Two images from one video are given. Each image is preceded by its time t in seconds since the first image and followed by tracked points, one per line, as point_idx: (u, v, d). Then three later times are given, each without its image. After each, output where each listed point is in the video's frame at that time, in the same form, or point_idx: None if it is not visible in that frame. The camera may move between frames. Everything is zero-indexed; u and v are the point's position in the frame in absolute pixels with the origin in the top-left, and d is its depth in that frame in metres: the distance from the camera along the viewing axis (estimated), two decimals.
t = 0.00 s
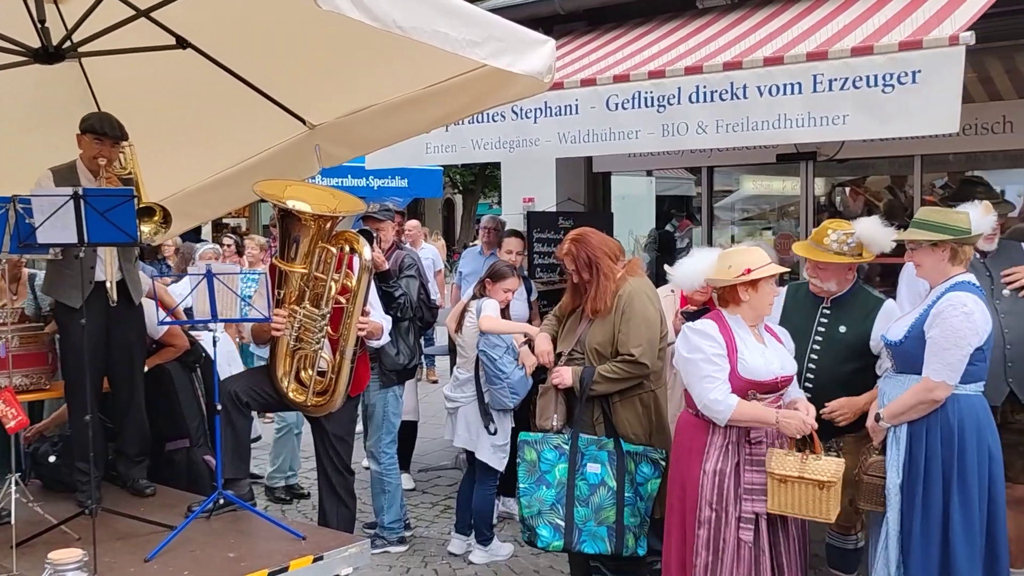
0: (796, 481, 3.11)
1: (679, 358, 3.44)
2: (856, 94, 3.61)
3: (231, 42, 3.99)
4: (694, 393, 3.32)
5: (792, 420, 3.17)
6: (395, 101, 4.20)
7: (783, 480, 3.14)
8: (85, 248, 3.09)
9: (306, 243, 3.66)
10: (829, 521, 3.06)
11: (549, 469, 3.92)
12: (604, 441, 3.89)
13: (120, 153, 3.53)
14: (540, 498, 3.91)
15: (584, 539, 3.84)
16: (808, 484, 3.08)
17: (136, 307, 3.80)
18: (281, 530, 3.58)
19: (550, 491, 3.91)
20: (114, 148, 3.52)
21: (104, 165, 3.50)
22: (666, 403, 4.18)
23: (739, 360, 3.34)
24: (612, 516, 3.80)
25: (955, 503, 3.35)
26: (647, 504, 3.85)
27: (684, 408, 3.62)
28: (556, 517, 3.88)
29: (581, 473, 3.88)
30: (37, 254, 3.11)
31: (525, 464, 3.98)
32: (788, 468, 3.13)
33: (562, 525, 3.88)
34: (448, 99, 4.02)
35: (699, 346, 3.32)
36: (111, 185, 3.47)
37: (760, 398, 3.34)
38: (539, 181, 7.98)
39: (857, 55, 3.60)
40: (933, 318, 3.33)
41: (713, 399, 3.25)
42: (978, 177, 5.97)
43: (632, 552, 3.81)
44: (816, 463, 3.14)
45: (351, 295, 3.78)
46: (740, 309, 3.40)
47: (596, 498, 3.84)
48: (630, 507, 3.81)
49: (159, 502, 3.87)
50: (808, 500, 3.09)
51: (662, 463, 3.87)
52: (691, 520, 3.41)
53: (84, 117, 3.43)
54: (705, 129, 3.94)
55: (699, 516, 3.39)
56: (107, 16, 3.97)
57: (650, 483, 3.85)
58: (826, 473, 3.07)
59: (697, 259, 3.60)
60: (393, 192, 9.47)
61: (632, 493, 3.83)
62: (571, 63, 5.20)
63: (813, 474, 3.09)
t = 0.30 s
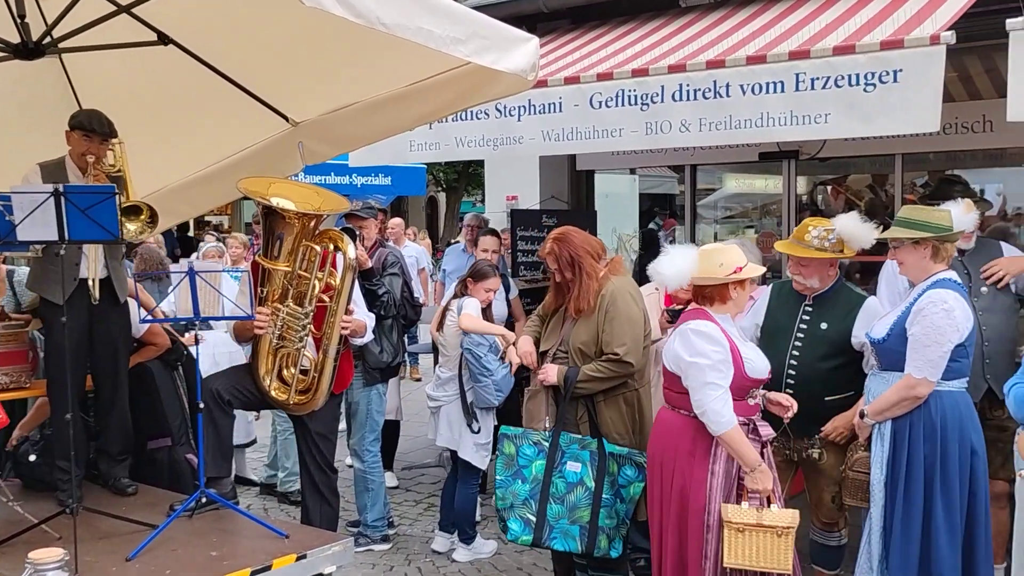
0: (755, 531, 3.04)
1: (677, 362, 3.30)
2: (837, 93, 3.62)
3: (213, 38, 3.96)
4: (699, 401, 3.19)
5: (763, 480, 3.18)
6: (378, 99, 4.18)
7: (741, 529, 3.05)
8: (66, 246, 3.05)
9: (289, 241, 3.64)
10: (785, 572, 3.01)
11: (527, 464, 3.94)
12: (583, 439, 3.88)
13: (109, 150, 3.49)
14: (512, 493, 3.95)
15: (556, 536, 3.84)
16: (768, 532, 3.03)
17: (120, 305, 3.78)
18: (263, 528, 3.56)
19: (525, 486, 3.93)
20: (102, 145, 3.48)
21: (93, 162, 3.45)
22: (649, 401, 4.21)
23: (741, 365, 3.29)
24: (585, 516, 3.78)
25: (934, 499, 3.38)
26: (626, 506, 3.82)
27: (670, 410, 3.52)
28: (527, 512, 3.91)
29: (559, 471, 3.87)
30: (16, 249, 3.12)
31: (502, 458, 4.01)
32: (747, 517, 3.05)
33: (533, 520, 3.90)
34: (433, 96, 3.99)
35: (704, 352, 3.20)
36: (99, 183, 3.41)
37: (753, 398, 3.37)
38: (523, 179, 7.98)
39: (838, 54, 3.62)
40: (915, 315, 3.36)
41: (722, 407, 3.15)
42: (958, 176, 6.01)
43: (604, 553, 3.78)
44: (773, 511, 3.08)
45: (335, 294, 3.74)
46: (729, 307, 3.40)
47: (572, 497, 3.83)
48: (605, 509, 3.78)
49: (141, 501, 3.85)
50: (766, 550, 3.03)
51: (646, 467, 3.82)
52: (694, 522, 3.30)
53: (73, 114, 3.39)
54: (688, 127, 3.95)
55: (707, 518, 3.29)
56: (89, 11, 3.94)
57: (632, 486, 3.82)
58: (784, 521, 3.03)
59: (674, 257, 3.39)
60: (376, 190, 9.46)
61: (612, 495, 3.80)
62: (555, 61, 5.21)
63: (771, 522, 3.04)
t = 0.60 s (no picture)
0: (729, 543, 3.06)
1: (686, 357, 3.28)
2: (830, 91, 3.63)
3: (202, 33, 3.94)
4: (708, 396, 3.20)
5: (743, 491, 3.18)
6: (371, 95, 4.21)
7: (716, 540, 3.06)
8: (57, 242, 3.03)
9: (281, 236, 3.63)
10: None
11: (514, 459, 3.95)
12: (569, 435, 3.88)
13: (106, 146, 3.48)
14: (499, 487, 3.95)
15: (543, 531, 3.84)
16: (740, 546, 3.06)
17: (115, 301, 3.77)
18: (256, 525, 3.56)
19: (512, 480, 3.94)
20: (100, 142, 3.47)
21: (90, 158, 3.43)
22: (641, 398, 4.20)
23: (746, 362, 3.35)
24: (571, 511, 3.79)
25: (931, 495, 3.41)
26: (617, 501, 3.82)
27: (666, 407, 3.50)
28: (514, 506, 3.91)
29: (547, 466, 3.88)
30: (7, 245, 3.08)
31: (490, 453, 3.99)
32: (722, 529, 3.07)
33: (520, 514, 3.90)
34: (426, 93, 4.00)
35: (721, 348, 3.19)
36: (96, 178, 3.39)
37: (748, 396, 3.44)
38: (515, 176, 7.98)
39: (830, 52, 3.62)
40: (905, 311, 3.37)
41: (729, 405, 3.19)
42: (949, 174, 6.03)
43: (593, 548, 3.78)
44: (746, 525, 3.12)
45: (326, 290, 3.74)
46: (727, 303, 3.43)
47: (560, 491, 3.83)
48: (593, 504, 3.78)
49: (132, 499, 3.83)
50: (734, 561, 3.07)
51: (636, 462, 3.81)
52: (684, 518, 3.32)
53: (69, 111, 3.37)
54: (681, 124, 3.96)
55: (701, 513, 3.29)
56: (80, 6, 3.91)
57: (623, 481, 3.81)
58: (755, 538, 3.06)
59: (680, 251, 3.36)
60: (368, 186, 9.45)
61: (600, 489, 3.80)
62: (547, 58, 5.21)
63: (745, 537, 3.07)
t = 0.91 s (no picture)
0: (770, 532, 3.12)
1: (712, 351, 3.31)
2: (829, 88, 3.62)
3: (201, 29, 3.93)
4: (737, 389, 3.25)
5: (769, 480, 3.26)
6: (373, 91, 4.20)
7: (759, 530, 3.11)
8: (56, 239, 3.02)
9: (280, 232, 3.63)
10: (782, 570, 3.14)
11: (513, 458, 3.92)
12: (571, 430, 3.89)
13: (108, 143, 3.48)
14: (500, 487, 3.91)
15: (544, 530, 3.83)
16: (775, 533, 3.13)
17: (119, 298, 3.77)
18: (255, 522, 3.55)
19: (511, 479, 3.91)
20: (103, 140, 3.46)
21: (93, 155, 3.43)
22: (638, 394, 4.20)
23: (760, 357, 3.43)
24: (574, 508, 3.79)
25: (931, 492, 3.42)
26: (614, 497, 3.84)
27: (681, 405, 3.50)
28: (515, 506, 3.88)
29: (547, 463, 3.87)
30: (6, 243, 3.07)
31: (489, 452, 3.96)
32: (762, 518, 3.13)
33: (521, 514, 3.87)
34: (426, 89, 4.00)
35: (748, 342, 3.26)
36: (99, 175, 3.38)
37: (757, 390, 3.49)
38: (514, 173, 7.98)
39: (829, 48, 3.62)
40: (906, 309, 3.37)
41: (755, 398, 3.26)
42: (948, 171, 6.02)
43: (594, 544, 3.79)
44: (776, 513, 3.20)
45: (325, 286, 3.71)
46: (730, 300, 3.50)
47: (559, 489, 3.83)
48: (593, 500, 3.80)
49: (132, 495, 3.83)
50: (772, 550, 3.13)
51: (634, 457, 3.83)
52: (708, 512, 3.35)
53: (72, 108, 3.36)
54: (680, 121, 3.96)
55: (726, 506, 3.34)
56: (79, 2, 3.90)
57: (621, 477, 3.83)
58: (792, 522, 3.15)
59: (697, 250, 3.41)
60: (367, 183, 9.44)
61: (599, 486, 3.82)
62: (547, 55, 5.21)
63: (781, 523, 3.14)
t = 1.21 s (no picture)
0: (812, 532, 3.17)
1: (750, 353, 3.26)
2: (830, 85, 3.63)
3: (202, 26, 3.93)
4: (776, 390, 3.23)
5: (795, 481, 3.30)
6: (374, 88, 4.19)
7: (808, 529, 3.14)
8: (57, 236, 3.02)
9: (280, 230, 3.62)
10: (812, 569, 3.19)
11: (516, 459, 3.91)
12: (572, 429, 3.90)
13: (110, 140, 3.48)
14: (505, 488, 3.89)
15: (550, 529, 3.83)
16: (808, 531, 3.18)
17: (121, 296, 3.77)
18: (256, 519, 3.55)
19: (516, 480, 3.90)
20: (104, 136, 3.46)
21: (95, 152, 3.42)
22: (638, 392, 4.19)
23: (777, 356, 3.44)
24: (580, 505, 3.80)
25: (934, 492, 3.40)
26: (615, 493, 3.87)
27: (710, 406, 3.41)
28: (522, 507, 3.86)
29: (550, 463, 3.87)
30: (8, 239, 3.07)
31: (490, 454, 3.93)
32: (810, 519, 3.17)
33: (527, 514, 3.86)
34: (427, 85, 3.99)
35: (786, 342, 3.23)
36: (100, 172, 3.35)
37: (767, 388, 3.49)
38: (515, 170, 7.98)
39: (831, 45, 3.62)
40: (907, 310, 3.36)
41: (790, 398, 3.26)
42: (948, 168, 6.04)
43: (599, 541, 3.82)
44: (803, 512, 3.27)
45: (326, 284, 3.73)
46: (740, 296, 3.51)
47: (564, 487, 3.84)
48: (597, 496, 3.81)
49: (132, 492, 3.83)
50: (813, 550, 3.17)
51: (633, 453, 3.89)
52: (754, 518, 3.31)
53: (74, 106, 3.36)
54: (681, 118, 3.95)
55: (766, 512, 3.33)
56: None
57: (620, 472, 3.87)
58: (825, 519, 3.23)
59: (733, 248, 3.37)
60: (368, 180, 9.44)
61: (601, 483, 3.84)
62: (548, 51, 5.20)
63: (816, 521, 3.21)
